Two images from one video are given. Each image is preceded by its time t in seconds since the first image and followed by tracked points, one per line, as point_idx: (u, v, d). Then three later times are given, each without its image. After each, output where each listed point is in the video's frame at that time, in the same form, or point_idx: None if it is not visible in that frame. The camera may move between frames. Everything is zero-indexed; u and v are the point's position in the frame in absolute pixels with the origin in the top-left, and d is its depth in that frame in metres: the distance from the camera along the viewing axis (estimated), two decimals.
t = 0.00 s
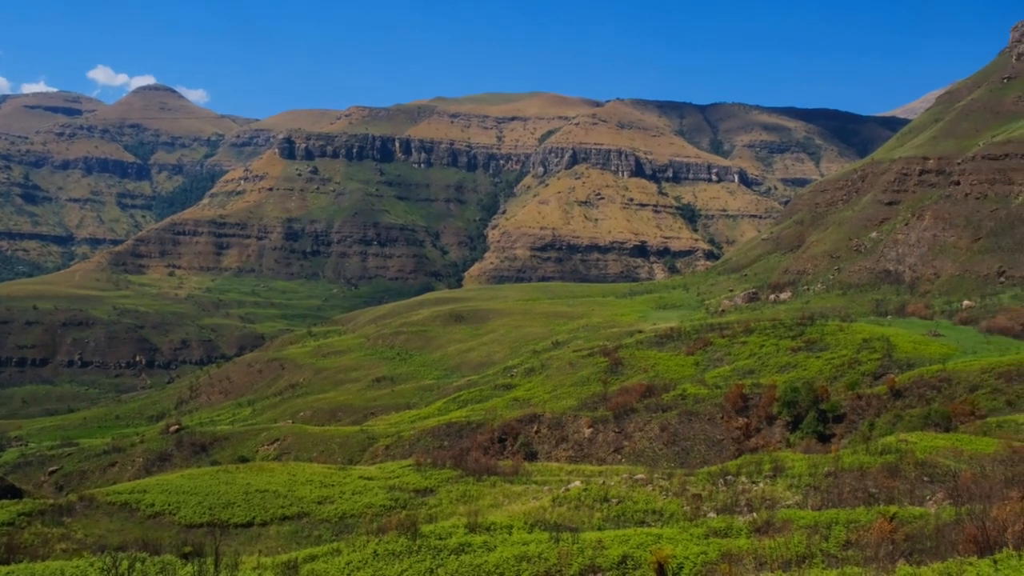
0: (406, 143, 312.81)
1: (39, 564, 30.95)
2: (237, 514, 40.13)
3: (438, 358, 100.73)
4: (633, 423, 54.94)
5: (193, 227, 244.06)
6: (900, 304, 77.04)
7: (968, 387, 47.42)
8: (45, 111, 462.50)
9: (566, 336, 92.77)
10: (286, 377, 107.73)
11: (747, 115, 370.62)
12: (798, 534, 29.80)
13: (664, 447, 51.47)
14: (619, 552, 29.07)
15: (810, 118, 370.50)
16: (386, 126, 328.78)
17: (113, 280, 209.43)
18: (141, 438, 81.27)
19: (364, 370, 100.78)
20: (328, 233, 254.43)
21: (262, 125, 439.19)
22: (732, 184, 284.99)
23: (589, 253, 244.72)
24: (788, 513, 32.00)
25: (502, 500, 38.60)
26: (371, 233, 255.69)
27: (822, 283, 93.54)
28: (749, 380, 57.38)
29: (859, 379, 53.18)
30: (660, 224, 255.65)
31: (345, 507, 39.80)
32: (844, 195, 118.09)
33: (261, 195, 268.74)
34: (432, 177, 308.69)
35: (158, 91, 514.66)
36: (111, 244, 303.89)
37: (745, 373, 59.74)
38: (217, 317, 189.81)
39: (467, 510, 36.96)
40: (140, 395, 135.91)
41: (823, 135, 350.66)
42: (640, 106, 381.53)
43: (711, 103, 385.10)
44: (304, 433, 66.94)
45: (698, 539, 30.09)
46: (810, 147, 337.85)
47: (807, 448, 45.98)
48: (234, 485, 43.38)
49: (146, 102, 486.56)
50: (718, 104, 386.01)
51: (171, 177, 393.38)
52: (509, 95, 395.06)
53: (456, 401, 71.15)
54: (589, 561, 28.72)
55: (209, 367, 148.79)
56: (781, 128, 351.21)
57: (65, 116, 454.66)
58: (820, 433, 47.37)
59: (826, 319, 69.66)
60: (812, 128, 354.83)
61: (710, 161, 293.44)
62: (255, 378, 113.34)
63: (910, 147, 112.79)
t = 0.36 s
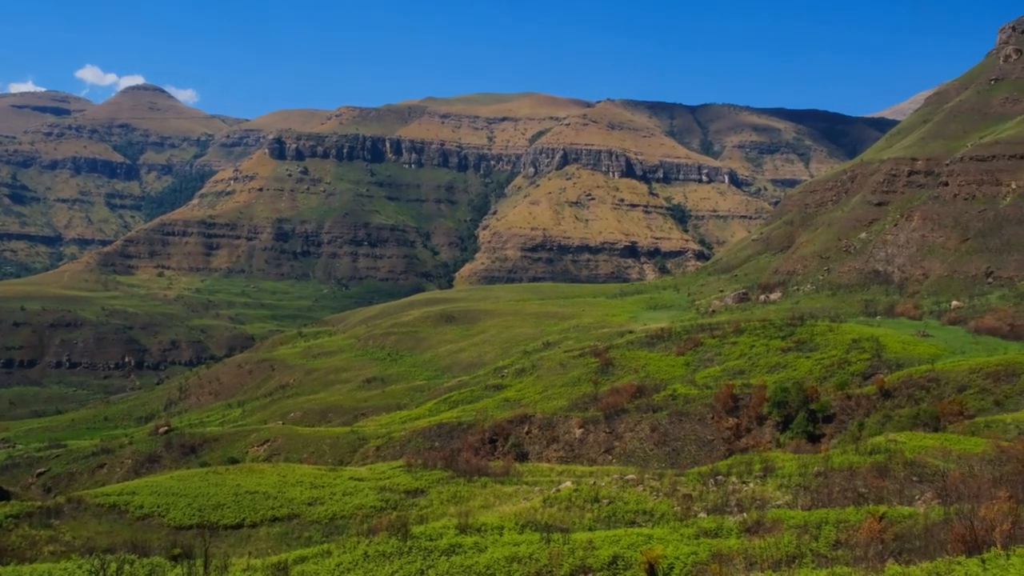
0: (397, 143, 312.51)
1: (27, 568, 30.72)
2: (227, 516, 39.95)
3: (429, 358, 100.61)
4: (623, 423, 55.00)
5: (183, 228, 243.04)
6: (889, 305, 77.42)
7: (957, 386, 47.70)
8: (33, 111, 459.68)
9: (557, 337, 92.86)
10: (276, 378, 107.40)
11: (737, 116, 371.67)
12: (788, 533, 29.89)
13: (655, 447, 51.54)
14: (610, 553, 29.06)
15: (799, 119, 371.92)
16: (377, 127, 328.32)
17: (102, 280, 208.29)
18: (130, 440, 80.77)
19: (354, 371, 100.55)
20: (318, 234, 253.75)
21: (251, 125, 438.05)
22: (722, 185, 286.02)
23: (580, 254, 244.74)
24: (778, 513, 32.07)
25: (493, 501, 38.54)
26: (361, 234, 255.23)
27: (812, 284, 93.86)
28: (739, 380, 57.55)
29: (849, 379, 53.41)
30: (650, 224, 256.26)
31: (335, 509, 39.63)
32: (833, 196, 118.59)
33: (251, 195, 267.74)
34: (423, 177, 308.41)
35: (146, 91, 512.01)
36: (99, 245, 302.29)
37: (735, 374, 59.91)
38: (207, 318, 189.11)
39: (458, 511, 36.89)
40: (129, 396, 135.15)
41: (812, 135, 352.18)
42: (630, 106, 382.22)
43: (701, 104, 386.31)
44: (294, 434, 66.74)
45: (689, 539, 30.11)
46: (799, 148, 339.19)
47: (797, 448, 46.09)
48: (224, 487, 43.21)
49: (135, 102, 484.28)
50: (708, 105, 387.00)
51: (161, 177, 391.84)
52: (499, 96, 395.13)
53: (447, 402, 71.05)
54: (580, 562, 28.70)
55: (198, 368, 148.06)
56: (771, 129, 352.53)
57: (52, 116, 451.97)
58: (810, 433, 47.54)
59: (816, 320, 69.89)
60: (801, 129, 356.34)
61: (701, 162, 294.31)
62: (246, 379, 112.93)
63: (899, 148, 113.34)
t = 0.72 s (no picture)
0: (384, 144, 312.27)
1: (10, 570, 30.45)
2: (214, 517, 39.74)
3: (416, 359, 100.48)
4: (611, 424, 55.11)
5: (169, 229, 241.77)
6: (875, 305, 77.93)
7: (941, 387, 48.08)
8: (17, 111, 456.08)
9: (545, 338, 92.89)
10: (263, 379, 106.99)
11: (724, 117, 373.23)
12: (775, 533, 30.01)
13: (642, 447, 51.64)
14: (597, 553, 29.09)
15: (786, 120, 373.71)
16: (364, 127, 327.68)
17: (87, 282, 206.88)
18: (116, 442, 80.20)
19: (342, 372, 100.24)
20: (305, 235, 252.83)
21: (238, 125, 436.33)
22: (709, 186, 287.35)
23: (568, 254, 244.94)
24: (765, 513, 32.20)
25: (480, 502, 38.49)
26: (349, 235, 254.60)
27: (799, 285, 94.35)
28: (726, 381, 57.85)
29: (835, 379, 53.72)
30: (638, 225, 257.03)
31: (322, 511, 39.47)
32: (820, 197, 119.25)
33: (237, 196, 266.59)
34: (411, 178, 308.08)
35: (132, 91, 509.08)
36: (84, 245, 300.20)
37: (722, 374, 60.17)
38: (194, 319, 188.19)
39: (446, 512, 36.82)
40: (114, 398, 134.22)
41: (799, 137, 354.07)
42: (618, 107, 383.11)
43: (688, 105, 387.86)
44: (281, 436, 66.53)
45: (676, 539, 30.20)
46: (786, 149, 340.92)
47: (784, 448, 46.28)
48: (211, 489, 42.98)
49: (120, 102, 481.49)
50: (695, 106, 388.59)
51: (146, 178, 389.72)
52: (487, 97, 395.13)
53: (435, 403, 70.99)
54: (567, 563, 28.71)
55: (185, 370, 147.26)
56: (757, 131, 354.23)
57: (36, 116, 448.48)
58: (797, 433, 47.75)
59: (803, 320, 70.20)
60: (788, 130, 358.15)
61: (688, 163, 295.42)
62: (232, 381, 112.42)
63: (885, 150, 114.07)
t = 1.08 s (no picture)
0: (374, 144, 311.80)
1: None
2: (202, 519, 39.50)
3: (405, 360, 100.29)
4: (601, 424, 55.15)
5: (156, 230, 240.58)
6: (863, 306, 78.37)
7: (929, 387, 48.36)
8: (3, 112, 453.02)
9: (534, 339, 92.88)
10: (252, 380, 106.55)
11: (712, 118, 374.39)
12: (764, 533, 30.09)
13: (632, 448, 51.70)
14: (587, 554, 29.10)
15: (775, 122, 375.18)
16: (353, 128, 327.04)
17: (73, 283, 205.54)
18: (103, 444, 79.65)
19: (331, 373, 99.92)
20: (294, 236, 251.98)
21: (226, 126, 434.81)
22: (698, 187, 288.32)
23: (558, 255, 245.08)
24: (754, 514, 32.31)
25: (470, 503, 38.44)
26: (338, 236, 253.97)
27: (787, 286, 94.73)
28: (715, 381, 58.01)
29: (823, 380, 53.96)
30: (627, 226, 257.55)
31: (311, 512, 39.29)
32: (808, 198, 119.74)
33: (226, 197, 265.46)
34: (400, 179, 307.74)
35: (119, 91, 506.16)
36: (71, 246, 298.27)
37: (711, 375, 60.35)
38: (182, 321, 187.28)
39: (435, 513, 36.76)
40: (101, 399, 133.39)
41: (787, 138, 355.64)
42: (607, 108, 383.87)
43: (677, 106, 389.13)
44: (270, 437, 66.28)
45: (665, 540, 30.25)
46: (775, 151, 342.29)
47: (773, 448, 46.46)
48: (199, 490, 42.76)
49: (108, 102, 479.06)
50: (684, 108, 389.48)
51: (134, 179, 387.83)
52: (476, 98, 395.26)
53: (424, 404, 70.90)
54: (557, 563, 28.74)
55: (172, 371, 146.59)
56: (746, 132, 355.57)
57: (22, 116, 445.60)
58: (786, 434, 47.89)
59: (791, 321, 70.46)
60: (776, 132, 359.71)
61: (677, 165, 296.26)
62: (220, 382, 111.93)
63: (873, 152, 114.67)
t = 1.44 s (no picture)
0: (363, 145, 311.50)
1: None
2: (190, 522, 39.28)
3: (395, 361, 100.15)
4: (590, 425, 55.16)
5: (145, 230, 239.38)
6: (851, 307, 78.77)
7: (917, 387, 48.61)
8: None
9: (524, 339, 92.88)
10: (241, 382, 106.10)
11: (702, 119, 375.57)
12: (753, 534, 30.15)
13: (622, 449, 51.73)
14: (577, 555, 29.09)
15: (764, 123, 376.54)
16: (343, 129, 326.30)
17: (61, 284, 204.12)
18: (91, 446, 79.09)
19: (320, 375, 99.61)
20: (284, 237, 251.11)
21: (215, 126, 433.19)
22: (687, 189, 289.33)
23: (547, 256, 245.13)
24: (743, 514, 32.38)
25: (459, 504, 38.39)
26: (327, 237, 253.31)
27: (776, 286, 95.13)
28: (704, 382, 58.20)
29: (812, 381, 54.14)
30: (617, 227, 257.99)
31: (301, 514, 39.16)
32: (797, 200, 120.17)
33: (215, 198, 264.30)
34: (390, 180, 307.37)
35: (107, 91, 503.26)
36: (58, 247, 296.44)
37: (700, 375, 60.51)
38: (170, 322, 186.27)
39: (425, 514, 36.68)
40: (89, 401, 132.53)
41: (776, 140, 357.07)
42: (597, 109, 384.47)
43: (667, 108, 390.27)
44: (259, 439, 66.03)
45: (656, 541, 30.28)
46: (764, 152, 343.51)
47: (762, 448, 46.62)
48: (188, 493, 42.54)
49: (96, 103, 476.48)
50: (673, 109, 390.51)
51: (122, 179, 385.92)
52: (466, 99, 395.25)
53: (414, 405, 70.77)
54: (547, 564, 28.75)
55: (161, 373, 145.81)
56: (735, 133, 356.79)
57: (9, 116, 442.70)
58: (775, 434, 48.05)
59: (780, 322, 70.69)
60: (765, 133, 361.13)
61: (667, 166, 297.04)
62: (209, 384, 111.40)
63: (861, 153, 115.25)
